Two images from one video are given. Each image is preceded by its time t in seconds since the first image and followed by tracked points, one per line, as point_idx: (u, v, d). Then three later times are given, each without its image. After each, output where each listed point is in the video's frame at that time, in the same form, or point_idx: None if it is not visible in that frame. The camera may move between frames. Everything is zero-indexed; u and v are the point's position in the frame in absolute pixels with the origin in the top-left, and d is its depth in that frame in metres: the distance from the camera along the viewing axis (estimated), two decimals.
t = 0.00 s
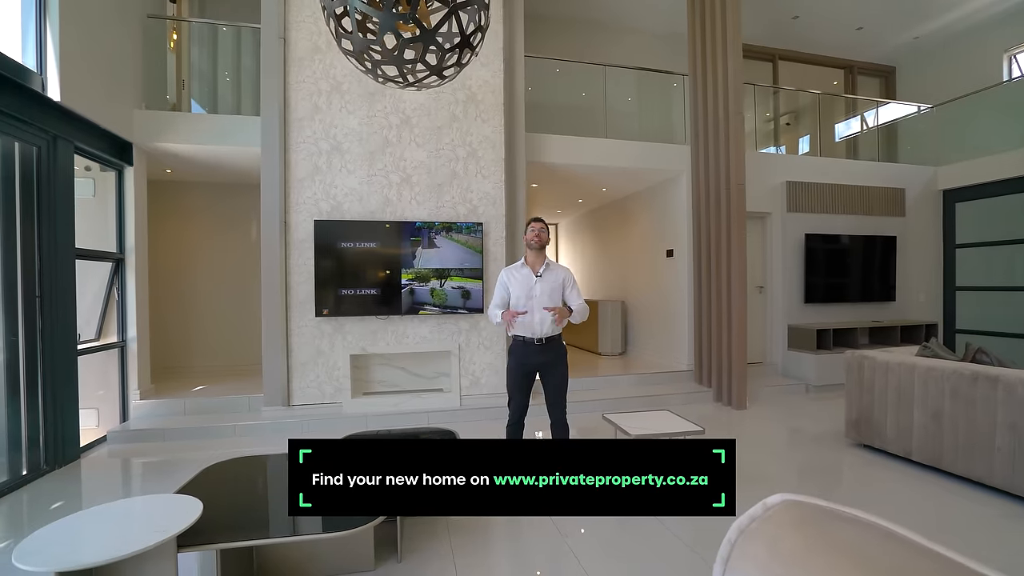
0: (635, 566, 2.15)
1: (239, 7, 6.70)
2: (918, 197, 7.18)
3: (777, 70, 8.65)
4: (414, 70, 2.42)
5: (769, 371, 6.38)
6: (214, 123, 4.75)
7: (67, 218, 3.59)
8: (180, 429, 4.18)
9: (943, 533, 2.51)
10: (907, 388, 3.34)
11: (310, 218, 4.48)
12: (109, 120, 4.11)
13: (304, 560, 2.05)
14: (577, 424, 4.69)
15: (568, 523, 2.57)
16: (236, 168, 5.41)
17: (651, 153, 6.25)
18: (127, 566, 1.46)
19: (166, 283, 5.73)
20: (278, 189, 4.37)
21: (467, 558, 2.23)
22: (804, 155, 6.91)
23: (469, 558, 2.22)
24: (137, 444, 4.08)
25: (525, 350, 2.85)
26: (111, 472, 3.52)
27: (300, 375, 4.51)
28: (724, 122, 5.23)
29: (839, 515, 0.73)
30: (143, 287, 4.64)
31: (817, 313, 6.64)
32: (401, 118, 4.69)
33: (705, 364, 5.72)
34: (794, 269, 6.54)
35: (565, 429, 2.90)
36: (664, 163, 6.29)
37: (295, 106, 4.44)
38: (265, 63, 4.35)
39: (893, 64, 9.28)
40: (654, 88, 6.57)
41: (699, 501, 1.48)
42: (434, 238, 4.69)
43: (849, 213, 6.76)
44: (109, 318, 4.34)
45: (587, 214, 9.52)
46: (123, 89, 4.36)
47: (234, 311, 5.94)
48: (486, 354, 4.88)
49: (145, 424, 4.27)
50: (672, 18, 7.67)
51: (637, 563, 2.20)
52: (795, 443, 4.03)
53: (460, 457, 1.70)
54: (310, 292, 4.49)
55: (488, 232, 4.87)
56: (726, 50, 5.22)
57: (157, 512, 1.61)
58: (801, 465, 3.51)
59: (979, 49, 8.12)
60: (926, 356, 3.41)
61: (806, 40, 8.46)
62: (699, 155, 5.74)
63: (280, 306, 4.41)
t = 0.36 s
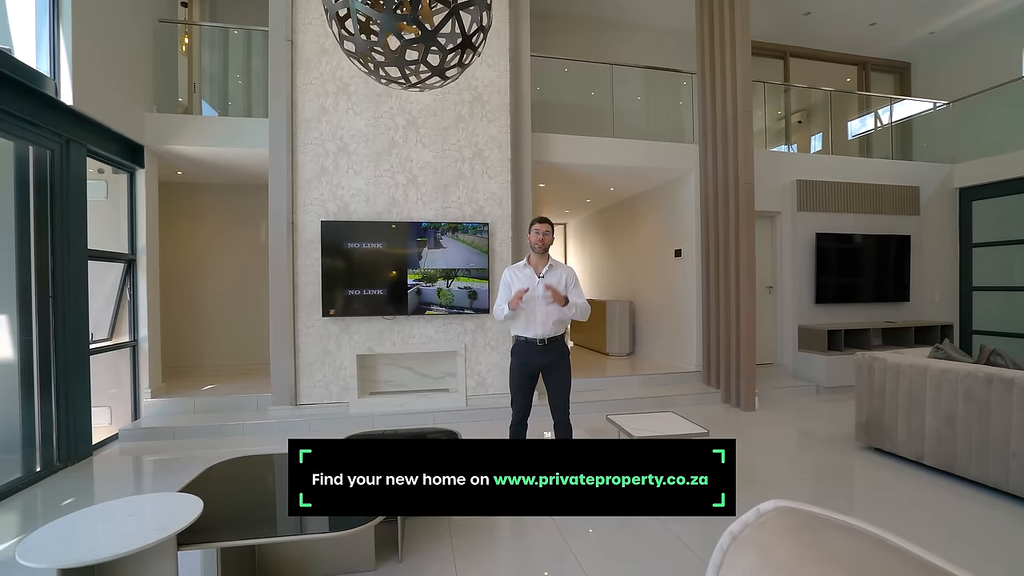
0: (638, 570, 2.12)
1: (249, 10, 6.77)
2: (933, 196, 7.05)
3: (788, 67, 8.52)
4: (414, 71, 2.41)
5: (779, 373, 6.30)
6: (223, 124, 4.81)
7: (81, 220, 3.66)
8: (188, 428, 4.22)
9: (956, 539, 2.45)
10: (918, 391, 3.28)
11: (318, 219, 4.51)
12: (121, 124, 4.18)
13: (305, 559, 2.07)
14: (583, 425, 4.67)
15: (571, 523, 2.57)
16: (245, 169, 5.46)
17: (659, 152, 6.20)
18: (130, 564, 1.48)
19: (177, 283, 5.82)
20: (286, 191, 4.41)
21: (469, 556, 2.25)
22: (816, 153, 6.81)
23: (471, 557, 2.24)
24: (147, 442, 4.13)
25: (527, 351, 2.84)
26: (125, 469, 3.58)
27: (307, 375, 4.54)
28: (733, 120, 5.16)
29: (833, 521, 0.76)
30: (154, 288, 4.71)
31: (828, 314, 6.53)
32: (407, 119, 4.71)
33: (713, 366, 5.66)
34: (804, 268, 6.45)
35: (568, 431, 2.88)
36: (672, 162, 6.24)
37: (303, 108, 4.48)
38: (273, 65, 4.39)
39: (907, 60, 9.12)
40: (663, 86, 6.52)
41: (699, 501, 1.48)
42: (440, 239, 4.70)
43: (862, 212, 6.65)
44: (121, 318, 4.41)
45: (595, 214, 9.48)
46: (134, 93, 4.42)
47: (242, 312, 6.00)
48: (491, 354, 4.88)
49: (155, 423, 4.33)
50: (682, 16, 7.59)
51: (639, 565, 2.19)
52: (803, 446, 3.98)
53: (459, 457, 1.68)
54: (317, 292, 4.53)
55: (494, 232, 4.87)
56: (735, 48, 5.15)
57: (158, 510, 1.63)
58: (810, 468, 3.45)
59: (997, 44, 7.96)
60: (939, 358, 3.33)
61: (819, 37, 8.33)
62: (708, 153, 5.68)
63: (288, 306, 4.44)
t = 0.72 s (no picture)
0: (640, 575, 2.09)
1: (258, 13, 6.82)
2: (949, 194, 6.90)
3: (800, 64, 8.39)
4: (415, 71, 2.39)
5: (789, 374, 6.21)
6: (231, 126, 4.86)
7: (90, 221, 3.71)
8: (195, 428, 4.25)
9: (967, 545, 2.40)
10: (930, 394, 3.20)
11: (323, 220, 4.54)
12: (131, 128, 4.25)
13: (304, 560, 2.07)
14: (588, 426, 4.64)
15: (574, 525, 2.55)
16: (253, 171, 5.49)
17: (667, 152, 6.13)
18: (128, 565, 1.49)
19: (187, 285, 5.89)
20: (292, 192, 4.44)
21: (470, 558, 2.23)
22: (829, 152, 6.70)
23: (471, 559, 2.23)
24: (156, 441, 4.18)
25: (529, 352, 2.82)
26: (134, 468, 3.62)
27: (313, 376, 4.56)
28: (741, 118, 5.10)
29: (827, 535, 0.73)
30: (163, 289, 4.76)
31: (840, 315, 6.43)
32: (412, 120, 4.71)
33: (721, 367, 5.59)
34: (815, 268, 6.35)
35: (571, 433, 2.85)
36: (681, 161, 6.18)
37: (308, 110, 4.51)
38: (279, 67, 4.42)
39: (922, 56, 8.94)
40: (671, 85, 6.45)
41: (699, 501, 1.47)
42: (444, 240, 4.70)
43: (876, 211, 6.53)
44: (131, 319, 4.47)
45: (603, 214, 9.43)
46: (143, 96, 4.47)
47: (250, 313, 6.05)
48: (496, 355, 4.86)
49: (164, 422, 4.38)
50: (692, 13, 7.51)
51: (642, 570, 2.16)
52: (813, 448, 3.91)
53: (460, 458, 1.63)
54: (322, 293, 4.55)
55: (499, 232, 4.86)
56: (743, 46, 5.07)
57: (156, 512, 1.64)
58: (818, 470, 3.39)
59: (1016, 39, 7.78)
60: (952, 360, 3.25)
61: (831, 33, 8.20)
62: (716, 153, 5.62)
63: (294, 307, 4.47)
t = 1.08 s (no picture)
0: None
1: (263, 14, 6.86)
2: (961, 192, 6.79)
3: (808, 61, 8.28)
4: (413, 70, 2.37)
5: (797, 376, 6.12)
6: (235, 126, 4.89)
7: (95, 221, 3.74)
8: (198, 426, 4.27)
9: (975, 549, 2.35)
10: (939, 395, 3.14)
11: (326, 219, 4.55)
12: (137, 130, 4.29)
13: (300, 560, 2.07)
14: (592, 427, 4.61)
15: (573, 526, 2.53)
16: (257, 171, 5.51)
17: (672, 151, 6.08)
18: (121, 563, 1.49)
19: (193, 285, 5.93)
20: (294, 192, 4.45)
21: (467, 560, 2.21)
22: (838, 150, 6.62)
23: (468, 560, 2.20)
24: (161, 439, 4.21)
25: (527, 352, 2.80)
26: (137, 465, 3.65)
27: (315, 375, 4.57)
28: (747, 115, 5.04)
29: (818, 542, 0.71)
30: (168, 288, 4.80)
31: (849, 315, 6.34)
32: (415, 119, 4.70)
33: (726, 368, 5.52)
34: (823, 267, 6.26)
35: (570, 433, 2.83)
36: (686, 160, 6.13)
37: (311, 110, 4.52)
38: (281, 67, 4.43)
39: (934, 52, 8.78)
40: (676, 83, 6.40)
41: (699, 501, 1.45)
42: (447, 239, 4.69)
43: (885, 210, 6.44)
44: (136, 318, 4.50)
45: (608, 214, 9.40)
46: (148, 97, 4.51)
47: (255, 313, 6.08)
48: (499, 355, 4.84)
49: (168, 420, 4.41)
50: (698, 10, 7.45)
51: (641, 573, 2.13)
52: (819, 450, 3.85)
53: (461, 458, 1.59)
54: (325, 292, 4.55)
55: (501, 232, 4.84)
56: (749, 43, 5.01)
57: (148, 511, 1.64)
58: (824, 472, 3.34)
59: None
60: (961, 361, 3.18)
61: (841, 30, 8.09)
62: (721, 151, 5.56)
63: (297, 306, 4.48)
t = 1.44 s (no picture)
0: None
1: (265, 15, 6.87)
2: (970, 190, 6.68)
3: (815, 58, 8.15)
4: (406, 66, 2.34)
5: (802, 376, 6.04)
6: (236, 126, 4.89)
7: (95, 221, 3.75)
8: (197, 425, 4.28)
9: (981, 555, 2.29)
10: (945, 397, 3.07)
11: (325, 219, 4.54)
12: (137, 129, 4.31)
13: (290, 560, 2.06)
14: (592, 427, 4.57)
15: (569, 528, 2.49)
16: (258, 170, 5.52)
17: (675, 149, 6.01)
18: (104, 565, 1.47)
19: (195, 286, 5.95)
20: (293, 191, 4.44)
21: (461, 561, 2.19)
22: (844, 148, 6.52)
23: (462, 562, 2.18)
24: (161, 438, 4.21)
25: (515, 351, 2.76)
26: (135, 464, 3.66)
27: (315, 375, 4.57)
28: (750, 113, 4.97)
29: (804, 555, 0.67)
30: (169, 287, 4.81)
31: (855, 315, 6.25)
32: (414, 118, 4.68)
33: (729, 368, 5.45)
34: (829, 266, 6.17)
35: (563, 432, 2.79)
36: (689, 158, 6.06)
37: (311, 109, 4.51)
38: (281, 67, 4.43)
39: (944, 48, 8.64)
40: (680, 80, 6.34)
41: (699, 501, 1.41)
42: (447, 238, 4.66)
43: (893, 208, 6.34)
44: (136, 317, 4.51)
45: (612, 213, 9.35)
46: (148, 98, 4.52)
47: (257, 312, 6.09)
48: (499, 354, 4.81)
49: (168, 420, 4.42)
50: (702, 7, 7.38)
51: None
52: (822, 452, 3.79)
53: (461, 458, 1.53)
54: (324, 292, 4.55)
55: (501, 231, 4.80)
56: (752, 39, 4.94)
57: (135, 512, 1.62)
58: (827, 475, 3.27)
59: None
60: (968, 362, 3.12)
61: (847, 26, 7.98)
62: (724, 149, 5.49)
63: (296, 306, 4.48)
